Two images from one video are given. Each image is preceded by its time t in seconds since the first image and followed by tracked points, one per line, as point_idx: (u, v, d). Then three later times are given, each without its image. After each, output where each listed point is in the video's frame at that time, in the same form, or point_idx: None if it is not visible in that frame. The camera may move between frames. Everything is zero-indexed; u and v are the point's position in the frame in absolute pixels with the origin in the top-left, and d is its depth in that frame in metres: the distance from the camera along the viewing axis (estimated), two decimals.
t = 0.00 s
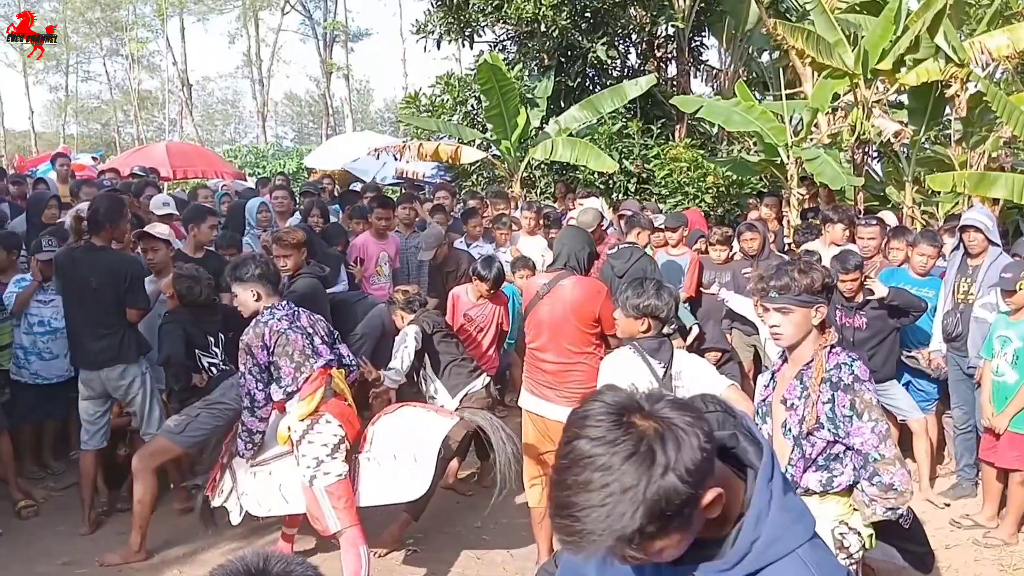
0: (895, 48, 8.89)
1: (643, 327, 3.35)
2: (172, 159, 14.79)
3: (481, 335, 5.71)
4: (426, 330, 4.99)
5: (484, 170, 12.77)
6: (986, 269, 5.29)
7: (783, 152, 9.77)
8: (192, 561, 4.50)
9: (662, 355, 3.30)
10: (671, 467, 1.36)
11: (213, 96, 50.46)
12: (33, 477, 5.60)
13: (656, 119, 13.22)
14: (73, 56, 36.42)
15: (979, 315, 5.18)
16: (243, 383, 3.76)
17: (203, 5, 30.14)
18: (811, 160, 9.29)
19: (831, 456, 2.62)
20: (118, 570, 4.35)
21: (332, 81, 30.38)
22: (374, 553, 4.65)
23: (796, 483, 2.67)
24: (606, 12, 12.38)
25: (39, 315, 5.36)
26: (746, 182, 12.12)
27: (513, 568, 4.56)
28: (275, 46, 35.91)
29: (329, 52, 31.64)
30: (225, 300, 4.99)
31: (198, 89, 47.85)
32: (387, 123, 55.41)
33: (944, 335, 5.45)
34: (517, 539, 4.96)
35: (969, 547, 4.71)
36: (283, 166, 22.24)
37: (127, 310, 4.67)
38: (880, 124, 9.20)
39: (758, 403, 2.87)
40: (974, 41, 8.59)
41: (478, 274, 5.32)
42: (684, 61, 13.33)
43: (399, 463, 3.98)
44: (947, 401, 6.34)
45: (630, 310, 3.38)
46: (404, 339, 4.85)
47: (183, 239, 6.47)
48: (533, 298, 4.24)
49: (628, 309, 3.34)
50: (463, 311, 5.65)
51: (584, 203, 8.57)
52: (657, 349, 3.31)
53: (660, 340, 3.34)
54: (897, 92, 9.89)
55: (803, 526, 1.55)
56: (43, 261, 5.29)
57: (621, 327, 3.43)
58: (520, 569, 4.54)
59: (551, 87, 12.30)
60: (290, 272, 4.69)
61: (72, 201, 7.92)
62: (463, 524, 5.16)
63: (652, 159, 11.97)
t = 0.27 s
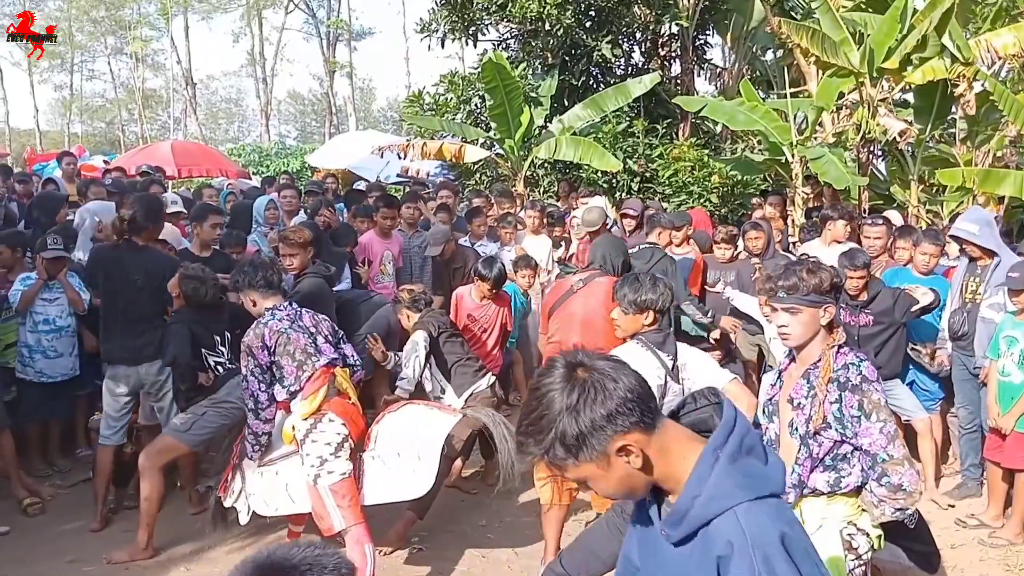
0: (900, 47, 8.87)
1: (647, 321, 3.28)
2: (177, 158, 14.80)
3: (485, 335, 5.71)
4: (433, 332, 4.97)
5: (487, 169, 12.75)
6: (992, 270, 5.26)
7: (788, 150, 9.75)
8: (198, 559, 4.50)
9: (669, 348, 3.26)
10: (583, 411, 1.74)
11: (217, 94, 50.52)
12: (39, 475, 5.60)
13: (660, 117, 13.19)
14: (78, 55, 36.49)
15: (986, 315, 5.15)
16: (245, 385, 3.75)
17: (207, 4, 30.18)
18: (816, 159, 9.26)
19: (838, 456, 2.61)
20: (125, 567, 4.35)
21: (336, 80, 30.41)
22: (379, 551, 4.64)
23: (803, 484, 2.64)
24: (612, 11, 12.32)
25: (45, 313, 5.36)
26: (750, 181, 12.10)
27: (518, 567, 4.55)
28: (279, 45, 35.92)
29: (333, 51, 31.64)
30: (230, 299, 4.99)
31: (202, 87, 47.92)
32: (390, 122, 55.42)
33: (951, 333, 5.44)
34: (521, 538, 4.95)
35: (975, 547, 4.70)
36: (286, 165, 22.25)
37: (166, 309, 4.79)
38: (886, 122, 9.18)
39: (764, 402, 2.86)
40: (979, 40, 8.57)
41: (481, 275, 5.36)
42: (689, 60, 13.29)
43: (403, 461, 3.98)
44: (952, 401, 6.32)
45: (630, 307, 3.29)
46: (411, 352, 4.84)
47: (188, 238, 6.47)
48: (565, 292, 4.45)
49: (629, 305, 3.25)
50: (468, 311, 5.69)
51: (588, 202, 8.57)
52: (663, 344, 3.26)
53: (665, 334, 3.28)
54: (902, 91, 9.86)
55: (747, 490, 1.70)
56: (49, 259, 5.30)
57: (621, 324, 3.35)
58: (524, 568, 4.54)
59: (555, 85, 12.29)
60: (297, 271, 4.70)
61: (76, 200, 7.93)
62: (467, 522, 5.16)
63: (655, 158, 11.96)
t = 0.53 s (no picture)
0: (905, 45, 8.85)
1: (646, 319, 3.17)
2: (181, 157, 14.82)
3: (489, 334, 5.71)
4: (437, 336, 4.98)
5: (490, 168, 12.75)
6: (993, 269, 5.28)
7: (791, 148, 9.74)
8: (203, 556, 4.51)
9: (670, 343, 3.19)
10: (536, 446, 2.11)
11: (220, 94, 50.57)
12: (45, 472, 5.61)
13: (663, 116, 13.16)
14: (81, 54, 36.55)
15: (988, 314, 5.10)
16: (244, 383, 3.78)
17: (210, 4, 30.23)
18: (820, 157, 9.23)
19: (845, 458, 2.60)
20: (130, 564, 4.36)
21: (339, 79, 30.42)
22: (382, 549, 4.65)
23: (808, 484, 2.64)
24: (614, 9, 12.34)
25: (50, 311, 5.38)
26: (753, 180, 12.08)
27: (521, 565, 4.55)
28: (282, 44, 35.94)
29: (336, 49, 31.67)
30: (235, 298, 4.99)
31: (205, 86, 47.97)
32: (393, 121, 55.44)
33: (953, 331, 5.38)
34: (524, 536, 4.95)
35: (978, 546, 4.68)
36: (289, 163, 22.27)
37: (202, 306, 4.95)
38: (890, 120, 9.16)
39: (770, 402, 2.86)
40: (984, 38, 8.54)
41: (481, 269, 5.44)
42: (692, 58, 13.26)
43: (402, 458, 3.96)
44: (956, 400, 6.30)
45: (628, 307, 3.13)
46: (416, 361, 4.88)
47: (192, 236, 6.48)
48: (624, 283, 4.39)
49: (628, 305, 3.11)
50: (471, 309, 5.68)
51: (591, 200, 8.56)
52: (663, 340, 3.19)
53: (662, 331, 3.21)
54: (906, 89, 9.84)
55: (646, 495, 1.79)
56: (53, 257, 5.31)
57: (617, 326, 3.20)
58: (527, 566, 4.53)
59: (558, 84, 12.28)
60: (300, 269, 4.68)
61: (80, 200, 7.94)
62: (470, 520, 5.16)
63: (658, 157, 11.95)
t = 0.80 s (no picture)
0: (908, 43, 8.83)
1: (644, 315, 3.17)
2: (184, 156, 14.82)
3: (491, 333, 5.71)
4: (439, 336, 4.95)
5: (491, 166, 12.74)
6: (993, 266, 5.26)
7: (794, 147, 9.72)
8: (206, 553, 4.51)
9: (670, 340, 3.15)
10: (540, 574, 2.11)
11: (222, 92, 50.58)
12: (49, 470, 5.61)
13: (665, 114, 13.14)
14: (84, 53, 36.56)
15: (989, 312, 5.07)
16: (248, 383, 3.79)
17: (212, 3, 30.24)
18: (823, 155, 9.20)
19: (848, 458, 2.58)
20: (135, 561, 4.36)
21: (340, 78, 30.41)
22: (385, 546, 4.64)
23: (811, 484, 2.63)
24: (616, 8, 12.32)
25: (54, 309, 5.39)
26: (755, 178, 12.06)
27: (523, 563, 4.54)
28: (283, 43, 35.94)
29: (337, 48, 31.67)
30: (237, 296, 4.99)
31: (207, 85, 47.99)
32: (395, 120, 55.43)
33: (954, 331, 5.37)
34: (526, 534, 4.94)
35: (980, 545, 4.67)
36: (291, 162, 22.26)
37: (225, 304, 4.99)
38: (893, 118, 9.14)
39: (774, 402, 2.87)
40: (987, 36, 8.51)
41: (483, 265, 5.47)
42: (693, 56, 13.19)
43: (402, 456, 3.93)
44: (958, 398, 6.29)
45: (627, 303, 3.15)
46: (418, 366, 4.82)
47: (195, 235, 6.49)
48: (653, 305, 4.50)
49: (626, 301, 3.13)
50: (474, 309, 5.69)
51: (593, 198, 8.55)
52: (663, 337, 3.15)
53: (662, 327, 3.18)
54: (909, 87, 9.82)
55: None
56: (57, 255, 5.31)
57: (617, 324, 3.21)
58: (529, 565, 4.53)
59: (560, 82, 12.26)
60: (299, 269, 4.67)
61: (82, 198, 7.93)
62: (472, 518, 5.16)
63: (661, 155, 11.94)
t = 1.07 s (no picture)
0: (909, 42, 8.82)
1: (640, 312, 3.17)
2: (184, 155, 14.82)
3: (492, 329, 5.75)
4: (438, 337, 4.97)
5: (491, 165, 12.74)
6: (997, 265, 5.25)
7: (794, 146, 9.72)
8: (208, 551, 4.51)
9: (667, 338, 3.16)
10: None
11: (221, 91, 50.55)
12: (53, 467, 5.62)
13: (665, 113, 13.14)
14: (84, 52, 36.54)
15: (991, 310, 5.08)
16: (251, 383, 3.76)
17: (213, 2, 30.22)
18: (824, 154, 9.19)
19: (851, 459, 2.58)
20: (138, 558, 4.37)
21: (340, 77, 30.39)
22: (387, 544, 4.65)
23: (814, 484, 2.63)
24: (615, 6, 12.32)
25: (56, 307, 5.40)
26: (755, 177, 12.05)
27: (524, 561, 4.55)
28: (283, 41, 35.93)
29: (337, 47, 31.66)
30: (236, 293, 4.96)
31: (207, 84, 47.98)
32: (394, 118, 55.41)
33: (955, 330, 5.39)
34: (527, 532, 4.94)
35: (981, 544, 4.67)
36: (291, 161, 22.26)
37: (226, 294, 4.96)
38: (893, 117, 9.13)
39: (777, 402, 2.86)
40: (989, 34, 8.51)
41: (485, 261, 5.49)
42: (693, 54, 13.20)
43: (399, 456, 3.86)
44: (959, 397, 6.29)
45: (623, 299, 3.15)
46: (417, 371, 4.83)
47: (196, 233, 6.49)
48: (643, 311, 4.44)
49: (622, 297, 3.13)
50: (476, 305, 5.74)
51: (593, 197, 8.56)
52: (660, 334, 3.16)
53: (659, 325, 3.18)
54: (910, 86, 9.81)
55: None
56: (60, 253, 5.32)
57: (614, 320, 3.21)
58: (530, 563, 4.53)
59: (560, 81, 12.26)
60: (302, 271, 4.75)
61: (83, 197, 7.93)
62: (473, 516, 5.16)
63: (660, 154, 11.93)
